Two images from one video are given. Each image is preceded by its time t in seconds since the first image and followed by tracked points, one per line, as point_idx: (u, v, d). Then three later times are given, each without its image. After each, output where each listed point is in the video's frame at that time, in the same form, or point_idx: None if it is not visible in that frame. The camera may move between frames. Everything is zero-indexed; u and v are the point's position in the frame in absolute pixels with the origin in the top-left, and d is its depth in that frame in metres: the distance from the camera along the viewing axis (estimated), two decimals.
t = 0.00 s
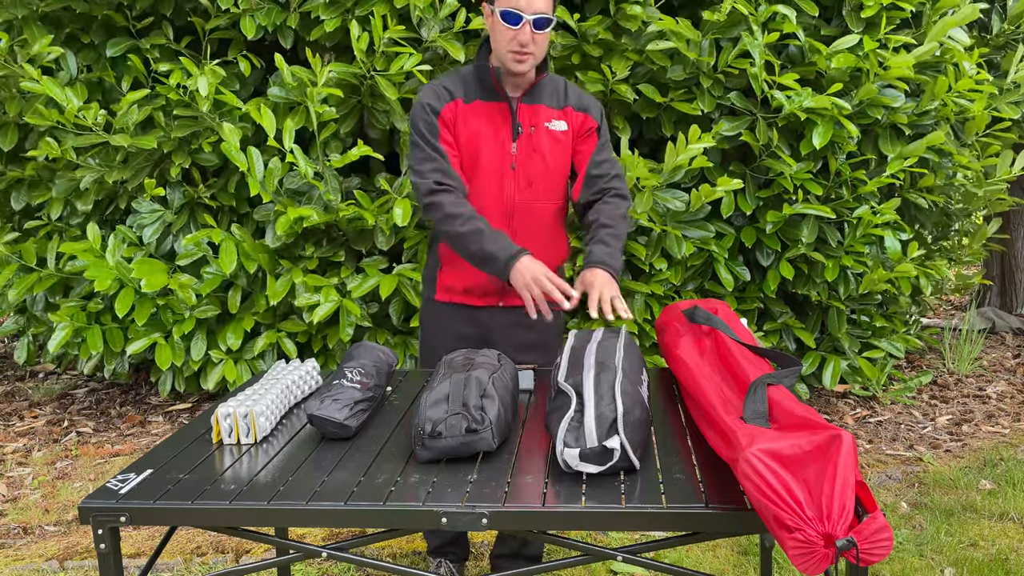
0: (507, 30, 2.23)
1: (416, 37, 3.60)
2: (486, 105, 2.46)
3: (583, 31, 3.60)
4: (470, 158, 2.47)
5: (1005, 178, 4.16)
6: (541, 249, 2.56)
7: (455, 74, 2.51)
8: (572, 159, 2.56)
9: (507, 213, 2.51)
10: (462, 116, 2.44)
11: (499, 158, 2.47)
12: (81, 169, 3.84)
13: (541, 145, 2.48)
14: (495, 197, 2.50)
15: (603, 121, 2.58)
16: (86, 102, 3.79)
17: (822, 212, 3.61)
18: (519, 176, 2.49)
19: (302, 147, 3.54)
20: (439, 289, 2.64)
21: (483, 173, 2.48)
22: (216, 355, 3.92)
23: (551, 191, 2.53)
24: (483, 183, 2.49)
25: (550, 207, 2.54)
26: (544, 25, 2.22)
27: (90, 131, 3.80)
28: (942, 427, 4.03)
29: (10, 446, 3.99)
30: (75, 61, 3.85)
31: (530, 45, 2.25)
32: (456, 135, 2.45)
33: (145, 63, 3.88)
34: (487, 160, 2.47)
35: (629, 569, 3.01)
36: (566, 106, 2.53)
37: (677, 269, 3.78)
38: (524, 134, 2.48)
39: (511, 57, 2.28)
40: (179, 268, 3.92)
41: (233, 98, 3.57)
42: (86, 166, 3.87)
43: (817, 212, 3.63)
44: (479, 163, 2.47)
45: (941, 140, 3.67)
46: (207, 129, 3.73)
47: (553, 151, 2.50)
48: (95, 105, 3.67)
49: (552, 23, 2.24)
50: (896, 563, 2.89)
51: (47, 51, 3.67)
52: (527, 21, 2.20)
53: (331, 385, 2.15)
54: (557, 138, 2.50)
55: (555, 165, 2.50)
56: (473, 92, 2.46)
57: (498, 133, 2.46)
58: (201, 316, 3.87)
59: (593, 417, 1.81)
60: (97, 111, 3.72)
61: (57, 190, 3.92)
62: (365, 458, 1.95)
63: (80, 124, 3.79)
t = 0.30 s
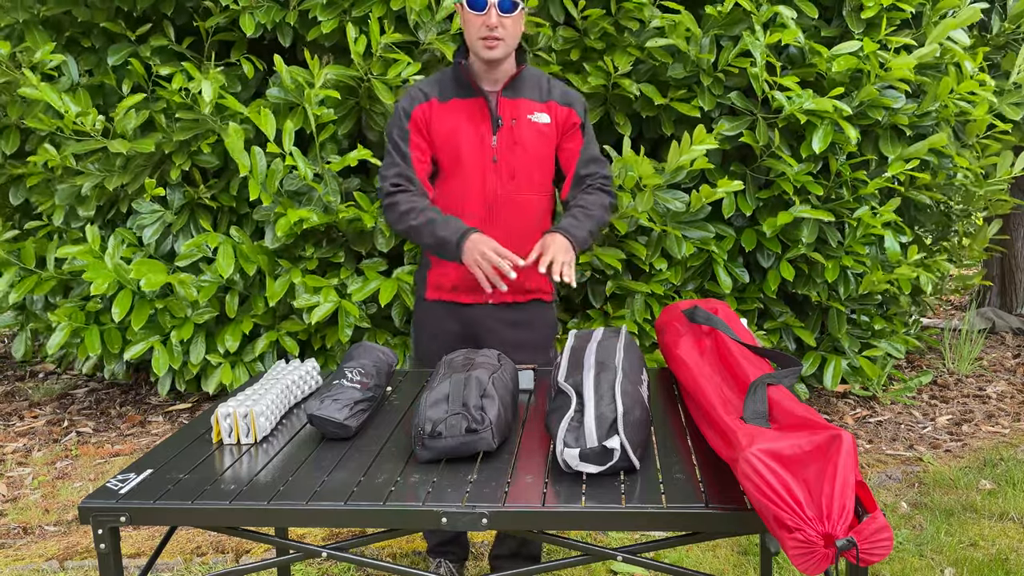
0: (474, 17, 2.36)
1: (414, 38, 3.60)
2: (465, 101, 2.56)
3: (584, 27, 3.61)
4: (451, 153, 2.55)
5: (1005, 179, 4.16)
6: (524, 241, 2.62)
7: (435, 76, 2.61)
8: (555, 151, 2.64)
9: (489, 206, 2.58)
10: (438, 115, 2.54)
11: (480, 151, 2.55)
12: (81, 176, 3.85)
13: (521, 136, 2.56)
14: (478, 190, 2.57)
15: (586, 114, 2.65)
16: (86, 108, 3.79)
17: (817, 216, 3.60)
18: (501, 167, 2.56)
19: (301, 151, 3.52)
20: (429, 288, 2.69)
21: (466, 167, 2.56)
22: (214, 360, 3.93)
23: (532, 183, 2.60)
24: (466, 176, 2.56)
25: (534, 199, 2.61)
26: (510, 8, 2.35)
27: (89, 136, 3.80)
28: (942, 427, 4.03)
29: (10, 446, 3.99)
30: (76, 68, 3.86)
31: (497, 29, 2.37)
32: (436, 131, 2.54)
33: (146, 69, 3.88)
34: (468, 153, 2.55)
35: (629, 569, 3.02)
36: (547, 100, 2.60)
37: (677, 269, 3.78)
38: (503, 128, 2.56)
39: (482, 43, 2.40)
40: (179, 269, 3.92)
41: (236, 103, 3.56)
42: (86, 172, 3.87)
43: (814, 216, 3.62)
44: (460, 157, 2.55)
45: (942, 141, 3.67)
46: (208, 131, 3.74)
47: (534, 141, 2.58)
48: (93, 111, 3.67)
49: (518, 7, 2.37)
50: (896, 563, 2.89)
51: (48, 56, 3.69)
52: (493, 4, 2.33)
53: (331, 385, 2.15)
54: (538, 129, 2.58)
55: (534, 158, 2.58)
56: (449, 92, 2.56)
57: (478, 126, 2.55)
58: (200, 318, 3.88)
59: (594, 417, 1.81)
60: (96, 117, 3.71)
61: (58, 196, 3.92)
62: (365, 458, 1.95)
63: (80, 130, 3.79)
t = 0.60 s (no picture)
0: (458, 15, 2.45)
1: (413, 39, 3.60)
2: (451, 99, 2.61)
3: (583, 30, 3.60)
4: (438, 150, 2.59)
5: (1005, 179, 4.16)
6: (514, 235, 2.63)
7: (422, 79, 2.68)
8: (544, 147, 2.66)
9: (477, 201, 2.60)
10: (424, 114, 2.59)
11: (466, 146, 2.59)
12: (81, 174, 3.85)
13: (508, 130, 2.60)
14: (466, 185, 2.59)
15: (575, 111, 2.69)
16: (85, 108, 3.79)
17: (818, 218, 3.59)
18: (488, 161, 2.59)
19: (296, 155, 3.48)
20: (424, 288, 2.70)
21: (453, 162, 2.59)
22: (215, 357, 3.92)
23: (520, 176, 2.61)
24: (453, 172, 2.59)
25: (523, 192, 2.62)
26: (492, 5, 2.43)
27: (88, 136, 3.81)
28: (941, 427, 4.03)
29: (10, 446, 3.99)
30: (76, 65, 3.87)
31: (481, 26, 2.45)
32: (421, 129, 2.59)
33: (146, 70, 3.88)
34: (454, 149, 2.58)
35: (629, 569, 3.02)
36: (534, 96, 2.64)
37: (677, 269, 3.78)
38: (490, 122, 2.59)
39: (466, 40, 2.47)
40: (179, 269, 3.92)
41: (228, 105, 3.56)
42: (87, 170, 3.87)
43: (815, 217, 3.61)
44: (447, 153, 2.58)
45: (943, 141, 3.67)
46: (207, 134, 3.74)
47: (521, 135, 2.61)
48: (91, 111, 3.67)
49: (500, 5, 2.45)
50: (896, 563, 2.90)
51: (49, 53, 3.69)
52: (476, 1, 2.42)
53: (331, 385, 2.15)
54: (526, 123, 2.61)
55: (521, 151, 2.60)
56: (435, 93, 2.62)
57: (464, 122, 2.59)
58: (199, 318, 3.88)
59: (594, 417, 1.81)
60: (94, 116, 3.71)
61: (58, 193, 3.92)
62: (365, 458, 1.95)
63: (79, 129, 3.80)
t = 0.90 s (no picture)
0: (456, 9, 2.45)
1: (413, 40, 3.60)
2: (445, 98, 2.61)
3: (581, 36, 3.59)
4: (432, 147, 2.58)
5: (1005, 180, 4.16)
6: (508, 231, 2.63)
7: (416, 79, 2.68)
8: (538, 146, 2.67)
9: (472, 198, 2.59)
10: (419, 112, 2.59)
11: (461, 143, 2.58)
12: (81, 172, 3.86)
13: (503, 128, 2.59)
14: (461, 182, 2.59)
15: (569, 111, 2.71)
16: (84, 107, 3.80)
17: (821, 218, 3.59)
18: (483, 158, 2.59)
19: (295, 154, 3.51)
20: (421, 288, 2.69)
21: (448, 159, 2.58)
22: (215, 357, 3.92)
23: (515, 174, 2.61)
24: (448, 169, 2.58)
25: (518, 189, 2.62)
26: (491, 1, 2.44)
27: (89, 133, 3.83)
28: (942, 427, 4.03)
29: (9, 446, 3.99)
30: (72, 61, 3.92)
31: (478, 21, 2.46)
32: (415, 126, 2.59)
33: (145, 68, 3.89)
34: (449, 147, 2.57)
35: (629, 569, 3.01)
36: (529, 96, 2.65)
37: (677, 269, 3.78)
38: (485, 121, 2.59)
39: (463, 34, 2.48)
40: (178, 269, 3.92)
41: (221, 99, 3.54)
42: (86, 168, 3.88)
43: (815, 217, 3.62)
44: (441, 151, 2.58)
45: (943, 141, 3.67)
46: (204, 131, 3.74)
47: (516, 132, 2.60)
48: (91, 107, 3.68)
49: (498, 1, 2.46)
50: (896, 563, 2.89)
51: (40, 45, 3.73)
52: None
53: (331, 385, 2.15)
54: (520, 121, 2.61)
55: (516, 150, 2.60)
56: (429, 92, 2.62)
57: (459, 121, 2.59)
58: (199, 318, 3.88)
59: (594, 417, 1.81)
60: (95, 113, 3.73)
61: (58, 192, 3.92)
62: (365, 458, 1.95)
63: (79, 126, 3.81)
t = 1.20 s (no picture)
0: (457, 12, 2.45)
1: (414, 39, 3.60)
2: (444, 103, 2.60)
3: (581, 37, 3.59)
4: (433, 153, 2.57)
5: (1005, 180, 4.16)
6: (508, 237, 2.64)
7: (413, 83, 2.67)
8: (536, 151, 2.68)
9: (473, 203, 2.60)
10: (418, 117, 2.59)
11: (461, 149, 2.57)
12: (79, 172, 3.84)
13: (503, 133, 2.59)
14: (462, 187, 2.59)
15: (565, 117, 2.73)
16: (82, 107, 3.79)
17: (821, 222, 3.59)
18: (484, 164, 2.58)
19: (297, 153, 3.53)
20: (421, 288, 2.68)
21: (449, 165, 2.57)
22: (215, 356, 3.92)
23: (515, 179, 2.62)
24: (449, 174, 2.58)
25: (517, 195, 2.63)
26: (492, 5, 2.45)
27: (87, 133, 3.82)
28: (942, 427, 4.03)
29: (9, 446, 3.99)
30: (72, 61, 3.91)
31: (479, 24, 2.46)
32: (414, 131, 2.58)
33: (142, 68, 3.88)
34: (450, 152, 2.57)
35: (629, 569, 3.02)
36: (528, 101, 2.66)
37: (677, 270, 3.78)
38: (485, 126, 2.59)
39: (463, 37, 2.48)
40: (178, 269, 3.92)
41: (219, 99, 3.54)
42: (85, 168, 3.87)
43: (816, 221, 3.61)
44: (442, 156, 2.57)
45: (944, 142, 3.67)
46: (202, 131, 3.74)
47: (516, 138, 2.61)
48: (91, 107, 3.68)
49: (499, 6, 2.48)
50: (896, 563, 2.89)
51: (42, 45, 3.73)
52: None
53: (331, 385, 2.15)
54: (520, 126, 2.62)
55: (516, 155, 2.61)
56: (428, 97, 2.61)
57: (459, 126, 2.59)
58: (199, 317, 3.89)
59: (594, 417, 1.81)
60: (94, 114, 3.72)
61: (58, 197, 3.91)
62: (365, 458, 1.95)
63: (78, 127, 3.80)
